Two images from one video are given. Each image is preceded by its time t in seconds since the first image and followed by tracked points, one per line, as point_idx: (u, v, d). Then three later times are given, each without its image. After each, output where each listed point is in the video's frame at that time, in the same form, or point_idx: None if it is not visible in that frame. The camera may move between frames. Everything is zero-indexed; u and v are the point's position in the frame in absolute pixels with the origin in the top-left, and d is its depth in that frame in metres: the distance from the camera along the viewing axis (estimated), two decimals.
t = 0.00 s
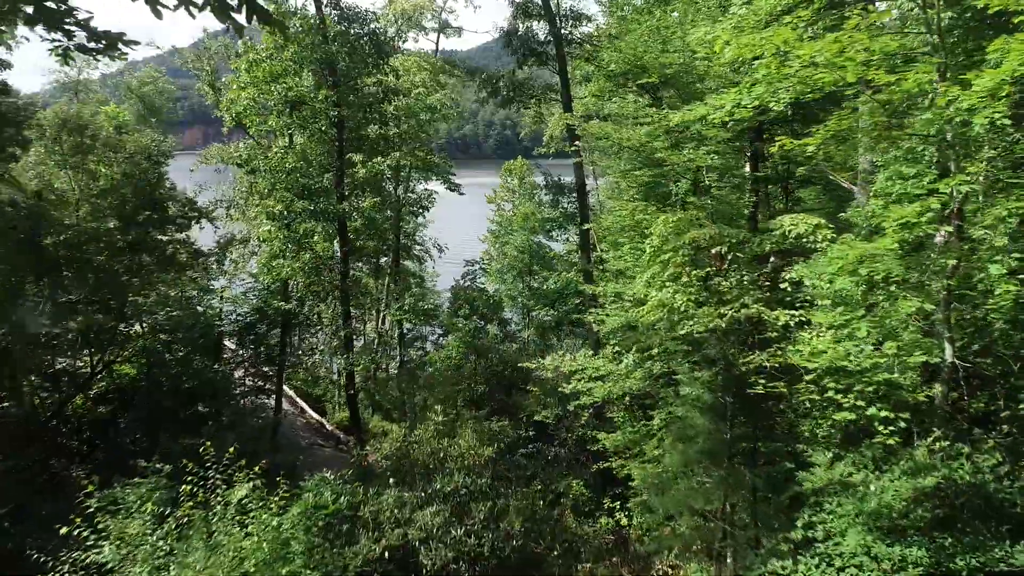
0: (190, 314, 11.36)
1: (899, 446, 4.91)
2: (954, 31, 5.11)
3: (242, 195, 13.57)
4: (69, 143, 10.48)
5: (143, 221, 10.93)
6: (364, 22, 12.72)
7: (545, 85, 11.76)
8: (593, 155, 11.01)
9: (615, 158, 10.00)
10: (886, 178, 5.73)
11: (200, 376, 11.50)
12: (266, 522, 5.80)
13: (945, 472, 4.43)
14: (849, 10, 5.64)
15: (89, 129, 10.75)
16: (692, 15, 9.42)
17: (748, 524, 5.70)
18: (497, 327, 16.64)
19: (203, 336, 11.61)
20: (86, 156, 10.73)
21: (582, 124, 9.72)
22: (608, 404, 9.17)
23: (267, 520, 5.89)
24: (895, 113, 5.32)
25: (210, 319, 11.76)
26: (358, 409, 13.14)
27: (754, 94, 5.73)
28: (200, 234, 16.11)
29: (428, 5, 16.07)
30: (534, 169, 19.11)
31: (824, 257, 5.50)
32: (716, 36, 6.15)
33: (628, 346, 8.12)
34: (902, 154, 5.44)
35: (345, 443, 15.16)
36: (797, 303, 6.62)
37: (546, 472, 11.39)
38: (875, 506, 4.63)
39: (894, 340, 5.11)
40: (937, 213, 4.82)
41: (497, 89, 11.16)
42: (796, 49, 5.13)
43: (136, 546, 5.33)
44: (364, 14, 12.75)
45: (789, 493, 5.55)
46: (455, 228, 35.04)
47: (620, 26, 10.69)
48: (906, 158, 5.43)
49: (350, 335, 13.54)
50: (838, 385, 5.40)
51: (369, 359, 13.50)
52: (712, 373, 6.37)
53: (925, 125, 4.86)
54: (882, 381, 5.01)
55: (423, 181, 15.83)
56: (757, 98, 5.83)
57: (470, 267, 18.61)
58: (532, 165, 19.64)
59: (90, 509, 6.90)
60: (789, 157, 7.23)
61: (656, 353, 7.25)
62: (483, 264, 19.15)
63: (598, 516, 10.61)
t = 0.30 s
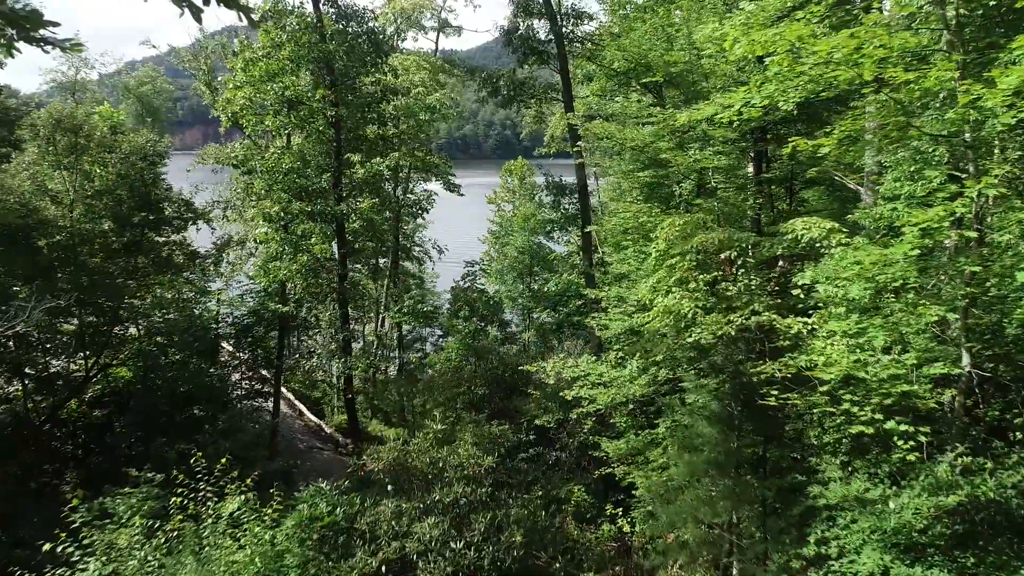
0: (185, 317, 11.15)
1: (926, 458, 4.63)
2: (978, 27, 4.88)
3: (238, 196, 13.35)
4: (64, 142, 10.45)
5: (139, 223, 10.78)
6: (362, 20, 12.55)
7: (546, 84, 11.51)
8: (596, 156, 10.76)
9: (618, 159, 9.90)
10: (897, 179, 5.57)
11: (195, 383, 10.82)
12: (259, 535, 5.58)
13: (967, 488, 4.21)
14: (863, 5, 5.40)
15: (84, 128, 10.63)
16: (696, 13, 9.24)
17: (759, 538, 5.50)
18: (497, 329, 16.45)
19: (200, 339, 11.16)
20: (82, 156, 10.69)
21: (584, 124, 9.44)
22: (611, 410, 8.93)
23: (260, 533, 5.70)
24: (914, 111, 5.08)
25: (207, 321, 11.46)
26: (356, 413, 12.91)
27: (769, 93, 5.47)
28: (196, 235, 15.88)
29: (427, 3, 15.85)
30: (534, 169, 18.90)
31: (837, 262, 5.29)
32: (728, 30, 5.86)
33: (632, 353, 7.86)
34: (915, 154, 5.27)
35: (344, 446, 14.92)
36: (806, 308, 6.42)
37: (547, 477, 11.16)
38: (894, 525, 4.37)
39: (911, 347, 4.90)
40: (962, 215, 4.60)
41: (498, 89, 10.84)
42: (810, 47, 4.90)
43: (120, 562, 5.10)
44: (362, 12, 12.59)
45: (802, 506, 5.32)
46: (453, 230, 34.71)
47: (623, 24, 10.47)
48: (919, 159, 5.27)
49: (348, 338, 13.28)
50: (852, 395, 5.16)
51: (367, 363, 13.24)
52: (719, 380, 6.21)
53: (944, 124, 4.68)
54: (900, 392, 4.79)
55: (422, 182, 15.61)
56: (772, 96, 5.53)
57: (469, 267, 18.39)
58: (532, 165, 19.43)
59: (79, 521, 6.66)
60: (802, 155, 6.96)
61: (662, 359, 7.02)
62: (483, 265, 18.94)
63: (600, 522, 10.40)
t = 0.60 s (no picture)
0: (180, 320, 10.95)
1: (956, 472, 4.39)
2: (1002, 22, 4.67)
3: (235, 197, 13.14)
4: (59, 143, 10.14)
5: (135, 224, 10.61)
6: (361, 19, 12.36)
7: (548, 84, 11.30)
8: (599, 156, 10.55)
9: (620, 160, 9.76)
10: (908, 179, 5.39)
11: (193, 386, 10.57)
12: (254, 550, 5.38)
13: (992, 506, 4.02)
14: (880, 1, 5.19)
15: (79, 129, 10.36)
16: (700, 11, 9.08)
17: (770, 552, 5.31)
18: (497, 331, 16.25)
19: (196, 343, 10.94)
20: (76, 157, 10.43)
21: (587, 125, 9.23)
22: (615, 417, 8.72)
23: (254, 547, 5.50)
24: (934, 111, 4.88)
25: (202, 323, 11.33)
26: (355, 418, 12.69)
27: (782, 93, 5.27)
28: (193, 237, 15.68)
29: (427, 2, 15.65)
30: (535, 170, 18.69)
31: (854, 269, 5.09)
32: (739, 28, 5.66)
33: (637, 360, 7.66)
34: (931, 155, 5.08)
35: (343, 449, 14.72)
36: (819, 315, 6.21)
37: (549, 483, 10.95)
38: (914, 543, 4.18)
39: (931, 357, 4.70)
40: (987, 220, 4.40)
41: (499, 88, 10.63)
42: (827, 43, 4.69)
43: None
44: (361, 11, 12.42)
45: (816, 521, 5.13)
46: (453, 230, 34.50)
47: (627, 23, 10.26)
48: (936, 160, 5.08)
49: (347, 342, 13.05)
50: (869, 407, 4.97)
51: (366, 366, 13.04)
52: (728, 389, 6.01)
53: (967, 125, 4.49)
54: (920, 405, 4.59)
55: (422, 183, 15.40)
56: (785, 97, 5.33)
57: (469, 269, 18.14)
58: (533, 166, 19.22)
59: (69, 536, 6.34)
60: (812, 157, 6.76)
61: (668, 366, 6.81)
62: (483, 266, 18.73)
63: (603, 529, 10.19)
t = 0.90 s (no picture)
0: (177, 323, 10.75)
1: (980, 490, 4.20)
2: None
3: (232, 198, 12.96)
4: (54, 143, 9.94)
5: (130, 226, 10.50)
6: (360, 18, 12.17)
7: (550, 83, 11.09)
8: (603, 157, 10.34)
9: (625, 161, 9.56)
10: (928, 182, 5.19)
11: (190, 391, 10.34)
12: (248, 566, 5.18)
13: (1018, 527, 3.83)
14: None
15: (74, 129, 10.17)
16: (706, 9, 8.88)
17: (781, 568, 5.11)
18: (498, 333, 16.04)
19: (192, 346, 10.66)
20: (71, 157, 10.25)
21: (591, 125, 9.02)
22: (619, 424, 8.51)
23: (248, 563, 5.26)
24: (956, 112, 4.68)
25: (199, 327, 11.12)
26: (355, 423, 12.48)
27: (796, 92, 5.07)
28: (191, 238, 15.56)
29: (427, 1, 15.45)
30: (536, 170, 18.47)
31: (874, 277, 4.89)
32: (751, 26, 5.46)
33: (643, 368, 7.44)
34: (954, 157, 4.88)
35: (342, 453, 14.54)
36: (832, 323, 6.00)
37: (551, 488, 10.75)
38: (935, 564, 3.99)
39: (954, 370, 4.50)
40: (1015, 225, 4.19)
41: (501, 88, 10.42)
42: (846, 40, 4.50)
43: None
44: (359, 9, 12.22)
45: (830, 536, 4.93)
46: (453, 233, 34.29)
47: (631, 21, 10.06)
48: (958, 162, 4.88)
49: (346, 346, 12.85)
50: (887, 420, 4.78)
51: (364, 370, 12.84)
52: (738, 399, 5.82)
53: (992, 126, 4.30)
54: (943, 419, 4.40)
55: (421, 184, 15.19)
56: (799, 97, 5.14)
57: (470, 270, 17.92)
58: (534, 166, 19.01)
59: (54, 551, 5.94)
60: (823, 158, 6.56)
61: (677, 374, 6.61)
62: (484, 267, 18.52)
63: (606, 537, 9.98)
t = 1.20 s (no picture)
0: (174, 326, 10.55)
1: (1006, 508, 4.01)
2: None
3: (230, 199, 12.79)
4: (50, 143, 9.70)
5: (127, 227, 10.43)
6: (359, 16, 11.97)
7: (552, 82, 10.89)
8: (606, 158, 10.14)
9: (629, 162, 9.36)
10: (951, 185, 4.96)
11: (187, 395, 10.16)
12: None
13: None
14: None
15: (69, 129, 9.98)
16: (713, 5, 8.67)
17: None
18: (499, 335, 15.84)
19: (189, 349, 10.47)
20: (67, 158, 10.03)
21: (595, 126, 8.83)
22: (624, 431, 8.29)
23: None
24: (982, 110, 4.47)
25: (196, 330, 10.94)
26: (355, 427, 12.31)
27: (814, 91, 4.86)
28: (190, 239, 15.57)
29: None
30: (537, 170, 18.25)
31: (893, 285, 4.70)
32: (765, 23, 5.24)
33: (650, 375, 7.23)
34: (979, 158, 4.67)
35: (342, 456, 14.39)
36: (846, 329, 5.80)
37: (554, 494, 10.55)
38: None
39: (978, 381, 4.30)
40: None
41: (502, 87, 10.20)
42: (869, 37, 4.28)
43: None
44: (358, 7, 12.01)
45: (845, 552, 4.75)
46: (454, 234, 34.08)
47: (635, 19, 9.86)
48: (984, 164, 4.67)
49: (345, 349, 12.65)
50: (907, 433, 4.60)
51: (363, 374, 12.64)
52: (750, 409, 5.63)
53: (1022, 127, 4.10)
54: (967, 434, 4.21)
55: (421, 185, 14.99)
56: (816, 96, 4.93)
57: (470, 271, 17.72)
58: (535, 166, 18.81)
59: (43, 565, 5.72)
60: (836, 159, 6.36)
61: (685, 383, 6.42)
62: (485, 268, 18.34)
63: (610, 544, 9.79)
